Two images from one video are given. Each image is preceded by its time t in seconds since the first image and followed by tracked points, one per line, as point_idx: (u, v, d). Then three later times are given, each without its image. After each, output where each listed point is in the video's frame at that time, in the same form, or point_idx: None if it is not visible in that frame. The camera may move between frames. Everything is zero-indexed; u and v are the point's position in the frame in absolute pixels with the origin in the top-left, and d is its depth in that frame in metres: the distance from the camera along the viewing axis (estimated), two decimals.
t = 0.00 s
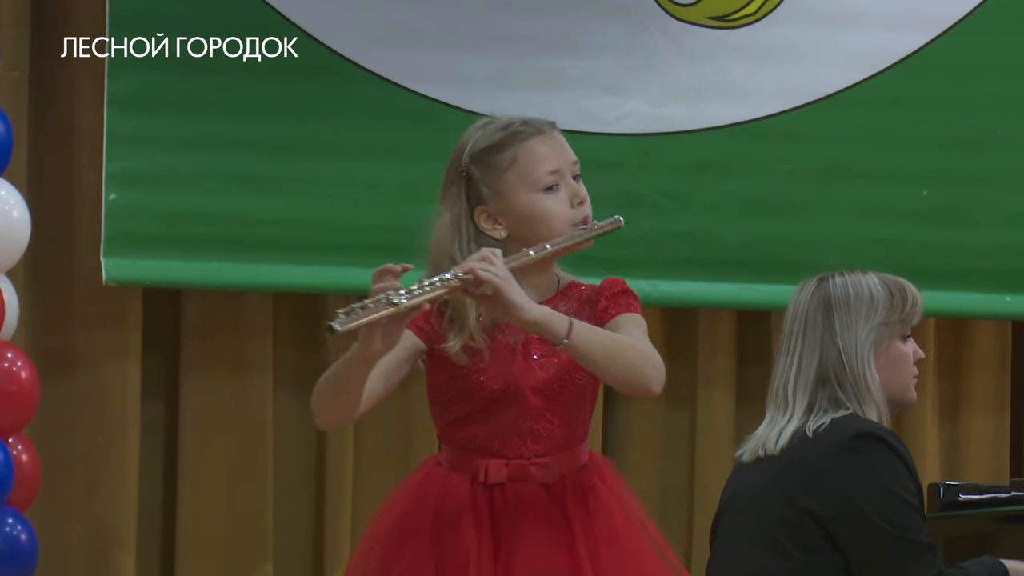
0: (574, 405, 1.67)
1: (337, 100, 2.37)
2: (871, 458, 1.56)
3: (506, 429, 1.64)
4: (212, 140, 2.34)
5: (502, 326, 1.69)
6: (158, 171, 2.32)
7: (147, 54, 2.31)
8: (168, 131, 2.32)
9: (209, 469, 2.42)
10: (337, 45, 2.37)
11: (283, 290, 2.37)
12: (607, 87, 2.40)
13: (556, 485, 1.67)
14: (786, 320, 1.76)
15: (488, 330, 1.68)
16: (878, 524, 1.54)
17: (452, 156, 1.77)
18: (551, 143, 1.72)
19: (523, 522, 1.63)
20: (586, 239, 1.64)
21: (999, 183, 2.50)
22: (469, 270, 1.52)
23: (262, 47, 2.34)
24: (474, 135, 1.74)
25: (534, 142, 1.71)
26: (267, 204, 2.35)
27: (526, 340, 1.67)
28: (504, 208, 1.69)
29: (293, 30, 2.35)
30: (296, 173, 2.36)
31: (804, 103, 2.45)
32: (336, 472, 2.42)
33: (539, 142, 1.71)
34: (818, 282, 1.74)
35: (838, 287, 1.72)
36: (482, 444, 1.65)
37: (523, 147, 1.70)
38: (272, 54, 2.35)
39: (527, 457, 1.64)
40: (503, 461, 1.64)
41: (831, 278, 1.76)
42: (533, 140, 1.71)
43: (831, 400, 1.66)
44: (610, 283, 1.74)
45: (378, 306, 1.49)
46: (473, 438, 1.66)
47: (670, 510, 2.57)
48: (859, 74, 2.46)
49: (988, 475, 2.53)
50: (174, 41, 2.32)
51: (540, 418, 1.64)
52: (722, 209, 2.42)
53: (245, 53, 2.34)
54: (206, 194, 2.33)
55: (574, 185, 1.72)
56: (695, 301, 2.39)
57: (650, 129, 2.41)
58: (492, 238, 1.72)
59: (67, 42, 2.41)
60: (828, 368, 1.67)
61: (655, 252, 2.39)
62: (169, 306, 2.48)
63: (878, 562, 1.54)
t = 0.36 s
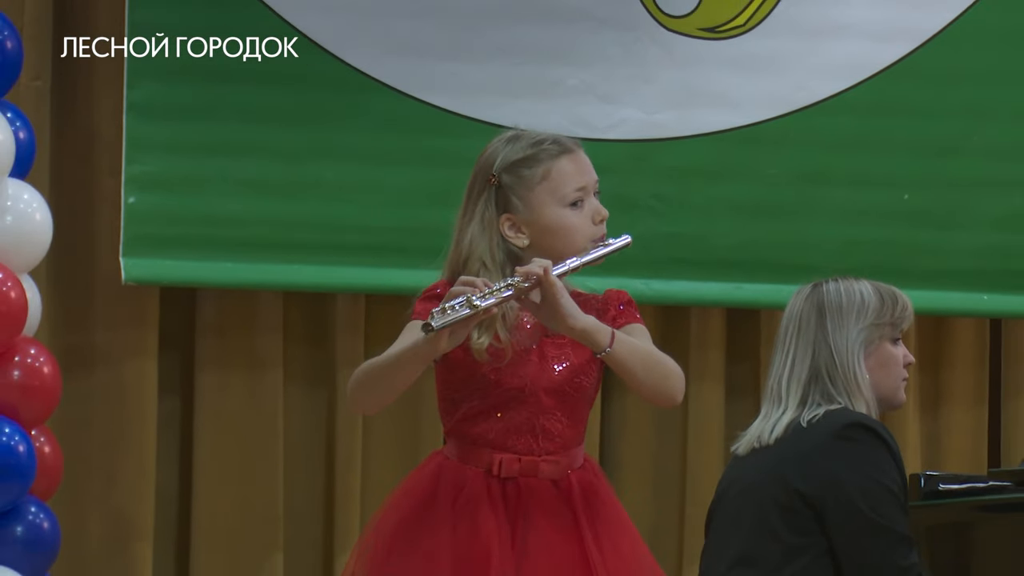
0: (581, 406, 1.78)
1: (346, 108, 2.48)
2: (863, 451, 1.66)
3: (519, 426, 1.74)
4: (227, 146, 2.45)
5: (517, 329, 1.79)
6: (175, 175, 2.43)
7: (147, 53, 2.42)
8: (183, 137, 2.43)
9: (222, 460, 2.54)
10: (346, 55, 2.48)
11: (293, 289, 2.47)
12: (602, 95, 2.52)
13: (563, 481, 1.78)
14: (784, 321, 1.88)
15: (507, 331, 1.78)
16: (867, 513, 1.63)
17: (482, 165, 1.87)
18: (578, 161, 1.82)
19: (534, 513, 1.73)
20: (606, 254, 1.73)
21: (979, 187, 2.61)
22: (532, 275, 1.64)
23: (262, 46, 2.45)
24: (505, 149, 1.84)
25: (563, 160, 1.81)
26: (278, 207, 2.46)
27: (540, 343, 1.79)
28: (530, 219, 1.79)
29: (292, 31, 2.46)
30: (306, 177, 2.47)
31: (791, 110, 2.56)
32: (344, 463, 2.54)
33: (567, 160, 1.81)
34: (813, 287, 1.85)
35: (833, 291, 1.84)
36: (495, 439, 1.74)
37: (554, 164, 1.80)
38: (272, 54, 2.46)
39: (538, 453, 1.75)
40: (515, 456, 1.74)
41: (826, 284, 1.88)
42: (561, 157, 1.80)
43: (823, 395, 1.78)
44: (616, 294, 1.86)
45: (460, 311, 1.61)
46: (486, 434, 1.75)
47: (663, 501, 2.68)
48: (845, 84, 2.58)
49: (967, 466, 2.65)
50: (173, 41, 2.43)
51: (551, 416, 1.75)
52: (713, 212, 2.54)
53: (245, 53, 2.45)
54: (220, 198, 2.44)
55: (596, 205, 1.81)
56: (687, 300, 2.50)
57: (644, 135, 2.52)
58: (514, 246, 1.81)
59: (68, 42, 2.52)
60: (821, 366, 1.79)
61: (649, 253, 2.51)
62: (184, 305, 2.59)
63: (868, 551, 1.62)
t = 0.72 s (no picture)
0: (579, 406, 1.90)
1: (353, 116, 2.60)
2: (848, 439, 1.78)
3: (519, 422, 1.85)
4: (239, 151, 2.57)
5: (519, 330, 1.91)
6: (189, 179, 2.54)
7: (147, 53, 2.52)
8: (198, 142, 2.55)
9: (235, 452, 2.65)
10: (353, 64, 2.60)
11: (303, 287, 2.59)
12: (598, 102, 2.64)
13: (561, 476, 1.89)
14: (778, 326, 2.00)
15: (507, 331, 1.90)
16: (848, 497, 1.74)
17: (486, 177, 1.99)
18: (577, 173, 1.94)
19: (534, 503, 1.84)
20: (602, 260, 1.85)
21: (959, 191, 2.73)
22: (519, 266, 1.75)
23: (263, 48, 2.57)
24: (508, 161, 1.96)
25: (562, 170, 1.93)
26: (288, 209, 2.58)
27: (539, 345, 1.90)
28: (531, 225, 1.91)
29: (292, 31, 2.58)
30: (316, 181, 2.59)
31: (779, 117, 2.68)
32: (353, 455, 2.66)
33: (567, 170, 1.93)
34: (806, 293, 1.98)
35: (824, 297, 1.96)
36: (496, 435, 1.85)
37: (554, 174, 1.93)
38: (272, 54, 2.57)
39: (537, 449, 1.85)
40: (516, 450, 1.85)
41: (818, 291, 2.00)
42: (562, 168, 1.93)
43: (812, 392, 1.90)
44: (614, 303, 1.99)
45: (441, 286, 1.73)
46: (488, 429, 1.86)
47: (656, 492, 2.79)
48: (830, 92, 2.70)
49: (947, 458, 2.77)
50: (174, 41, 2.53)
51: (550, 414, 1.87)
52: (705, 214, 2.65)
53: (247, 54, 2.56)
54: (233, 201, 2.56)
55: (594, 214, 1.94)
56: (679, 298, 2.62)
57: (638, 141, 2.64)
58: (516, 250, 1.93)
59: (69, 43, 2.61)
60: (811, 365, 1.91)
61: (643, 253, 2.62)
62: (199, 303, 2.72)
63: (849, 534, 1.73)
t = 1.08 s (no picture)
0: (572, 402, 1.97)
1: (361, 122, 2.72)
2: (837, 431, 1.87)
3: (511, 417, 1.93)
4: (251, 156, 2.68)
5: (515, 330, 2.00)
6: (203, 183, 2.66)
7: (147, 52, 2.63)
8: (212, 148, 2.66)
9: (246, 442, 2.77)
10: (360, 72, 2.71)
11: (313, 286, 2.71)
12: (594, 109, 2.76)
13: (554, 469, 1.98)
14: (775, 328, 2.10)
15: (501, 331, 1.99)
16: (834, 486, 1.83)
17: (486, 190, 2.11)
18: (570, 181, 2.04)
19: (523, 493, 1.93)
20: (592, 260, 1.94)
21: (941, 193, 2.85)
22: (482, 258, 1.85)
23: (263, 48, 2.68)
24: (506, 172, 2.08)
25: (554, 178, 2.04)
26: (298, 212, 2.70)
27: (533, 344, 1.98)
28: (523, 230, 2.01)
29: (291, 32, 2.69)
30: (324, 184, 2.71)
31: (768, 123, 2.80)
32: (359, 446, 2.78)
33: (558, 178, 2.04)
34: (803, 297, 2.07)
35: (819, 301, 2.06)
36: (490, 430, 1.95)
37: (545, 182, 2.03)
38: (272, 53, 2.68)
39: (528, 443, 1.93)
40: (508, 444, 1.94)
41: (815, 296, 2.10)
42: (554, 177, 2.03)
43: (805, 390, 2.00)
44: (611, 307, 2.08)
45: (387, 269, 1.82)
46: (483, 424, 1.95)
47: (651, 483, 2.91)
48: (817, 100, 2.82)
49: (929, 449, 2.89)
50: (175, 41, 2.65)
51: (542, 409, 1.94)
52: (697, 216, 2.77)
53: (246, 54, 2.67)
54: (245, 203, 2.68)
55: (586, 220, 2.03)
56: (672, 296, 2.74)
57: (633, 146, 2.76)
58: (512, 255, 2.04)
59: (69, 42, 2.70)
60: (804, 364, 2.01)
61: (638, 254, 2.74)
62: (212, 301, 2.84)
63: (831, 520, 1.82)
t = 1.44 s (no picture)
0: (568, 396, 1.88)
1: (367, 128, 2.84)
2: (827, 424, 2.01)
3: (504, 409, 1.85)
4: (262, 160, 2.81)
5: (512, 328, 1.92)
6: (217, 187, 2.78)
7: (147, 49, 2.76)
8: (226, 153, 2.79)
9: (257, 434, 2.89)
10: (366, 81, 2.83)
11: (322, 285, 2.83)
12: (591, 116, 2.88)
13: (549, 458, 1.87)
14: (773, 327, 2.22)
15: (497, 331, 1.91)
16: (823, 476, 1.97)
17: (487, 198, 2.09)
18: (561, 181, 2.00)
19: (514, 485, 1.83)
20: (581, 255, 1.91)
21: (924, 197, 2.97)
22: (451, 244, 1.81)
23: (263, 48, 2.80)
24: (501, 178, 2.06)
25: (544, 179, 2.00)
26: (308, 214, 2.82)
27: (528, 340, 1.90)
28: (515, 231, 1.98)
29: (291, 32, 2.81)
30: (333, 188, 2.83)
31: (757, 129, 2.92)
32: (365, 438, 2.90)
33: (548, 179, 1.99)
34: (801, 300, 2.20)
35: (816, 304, 2.18)
36: (485, 422, 1.87)
37: (535, 184, 1.99)
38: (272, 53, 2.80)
39: (522, 434, 1.84)
40: (501, 436, 1.85)
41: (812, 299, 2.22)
42: (545, 177, 1.99)
43: (799, 387, 2.13)
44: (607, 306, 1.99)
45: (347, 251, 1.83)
46: (478, 418, 1.88)
47: (645, 474, 3.03)
48: (806, 107, 2.94)
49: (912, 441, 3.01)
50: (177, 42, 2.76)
51: (535, 401, 1.85)
52: (689, 218, 2.90)
53: (247, 54, 2.79)
54: (257, 206, 2.80)
55: (578, 219, 1.99)
56: (665, 295, 2.86)
57: (628, 151, 2.88)
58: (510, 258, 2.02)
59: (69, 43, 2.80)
60: (799, 363, 2.14)
61: (633, 254, 2.86)
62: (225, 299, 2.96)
63: (817, 509, 1.97)
